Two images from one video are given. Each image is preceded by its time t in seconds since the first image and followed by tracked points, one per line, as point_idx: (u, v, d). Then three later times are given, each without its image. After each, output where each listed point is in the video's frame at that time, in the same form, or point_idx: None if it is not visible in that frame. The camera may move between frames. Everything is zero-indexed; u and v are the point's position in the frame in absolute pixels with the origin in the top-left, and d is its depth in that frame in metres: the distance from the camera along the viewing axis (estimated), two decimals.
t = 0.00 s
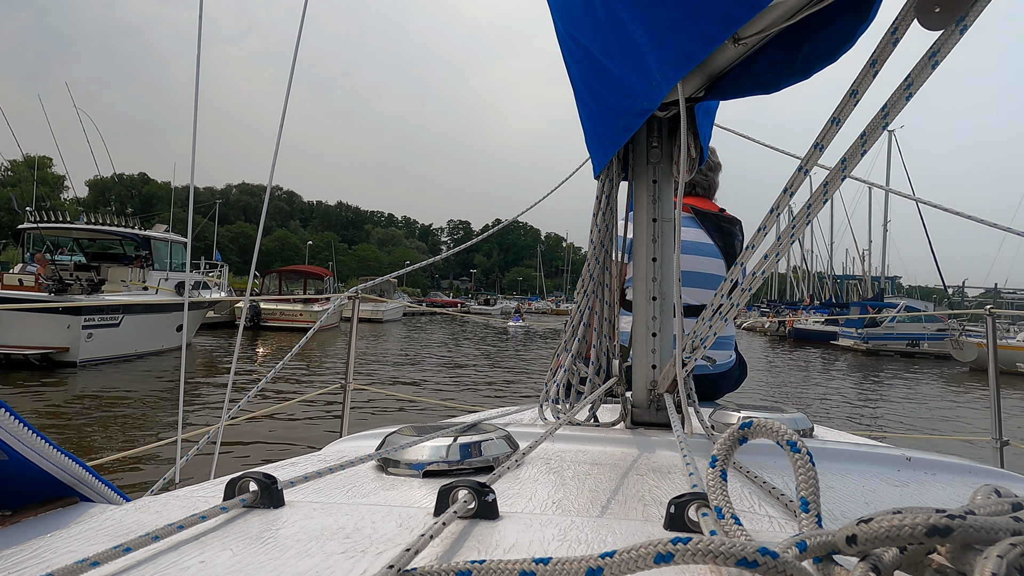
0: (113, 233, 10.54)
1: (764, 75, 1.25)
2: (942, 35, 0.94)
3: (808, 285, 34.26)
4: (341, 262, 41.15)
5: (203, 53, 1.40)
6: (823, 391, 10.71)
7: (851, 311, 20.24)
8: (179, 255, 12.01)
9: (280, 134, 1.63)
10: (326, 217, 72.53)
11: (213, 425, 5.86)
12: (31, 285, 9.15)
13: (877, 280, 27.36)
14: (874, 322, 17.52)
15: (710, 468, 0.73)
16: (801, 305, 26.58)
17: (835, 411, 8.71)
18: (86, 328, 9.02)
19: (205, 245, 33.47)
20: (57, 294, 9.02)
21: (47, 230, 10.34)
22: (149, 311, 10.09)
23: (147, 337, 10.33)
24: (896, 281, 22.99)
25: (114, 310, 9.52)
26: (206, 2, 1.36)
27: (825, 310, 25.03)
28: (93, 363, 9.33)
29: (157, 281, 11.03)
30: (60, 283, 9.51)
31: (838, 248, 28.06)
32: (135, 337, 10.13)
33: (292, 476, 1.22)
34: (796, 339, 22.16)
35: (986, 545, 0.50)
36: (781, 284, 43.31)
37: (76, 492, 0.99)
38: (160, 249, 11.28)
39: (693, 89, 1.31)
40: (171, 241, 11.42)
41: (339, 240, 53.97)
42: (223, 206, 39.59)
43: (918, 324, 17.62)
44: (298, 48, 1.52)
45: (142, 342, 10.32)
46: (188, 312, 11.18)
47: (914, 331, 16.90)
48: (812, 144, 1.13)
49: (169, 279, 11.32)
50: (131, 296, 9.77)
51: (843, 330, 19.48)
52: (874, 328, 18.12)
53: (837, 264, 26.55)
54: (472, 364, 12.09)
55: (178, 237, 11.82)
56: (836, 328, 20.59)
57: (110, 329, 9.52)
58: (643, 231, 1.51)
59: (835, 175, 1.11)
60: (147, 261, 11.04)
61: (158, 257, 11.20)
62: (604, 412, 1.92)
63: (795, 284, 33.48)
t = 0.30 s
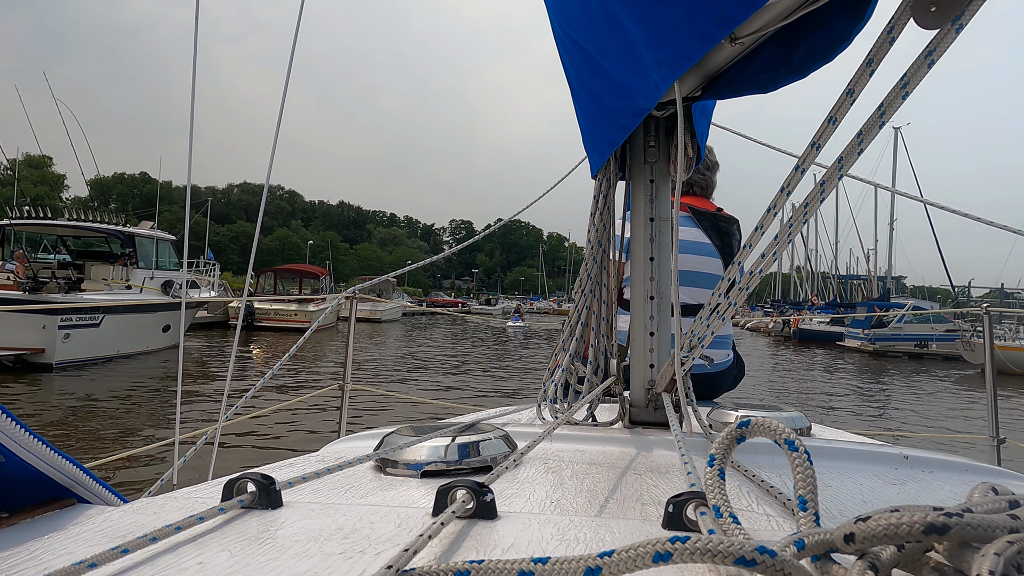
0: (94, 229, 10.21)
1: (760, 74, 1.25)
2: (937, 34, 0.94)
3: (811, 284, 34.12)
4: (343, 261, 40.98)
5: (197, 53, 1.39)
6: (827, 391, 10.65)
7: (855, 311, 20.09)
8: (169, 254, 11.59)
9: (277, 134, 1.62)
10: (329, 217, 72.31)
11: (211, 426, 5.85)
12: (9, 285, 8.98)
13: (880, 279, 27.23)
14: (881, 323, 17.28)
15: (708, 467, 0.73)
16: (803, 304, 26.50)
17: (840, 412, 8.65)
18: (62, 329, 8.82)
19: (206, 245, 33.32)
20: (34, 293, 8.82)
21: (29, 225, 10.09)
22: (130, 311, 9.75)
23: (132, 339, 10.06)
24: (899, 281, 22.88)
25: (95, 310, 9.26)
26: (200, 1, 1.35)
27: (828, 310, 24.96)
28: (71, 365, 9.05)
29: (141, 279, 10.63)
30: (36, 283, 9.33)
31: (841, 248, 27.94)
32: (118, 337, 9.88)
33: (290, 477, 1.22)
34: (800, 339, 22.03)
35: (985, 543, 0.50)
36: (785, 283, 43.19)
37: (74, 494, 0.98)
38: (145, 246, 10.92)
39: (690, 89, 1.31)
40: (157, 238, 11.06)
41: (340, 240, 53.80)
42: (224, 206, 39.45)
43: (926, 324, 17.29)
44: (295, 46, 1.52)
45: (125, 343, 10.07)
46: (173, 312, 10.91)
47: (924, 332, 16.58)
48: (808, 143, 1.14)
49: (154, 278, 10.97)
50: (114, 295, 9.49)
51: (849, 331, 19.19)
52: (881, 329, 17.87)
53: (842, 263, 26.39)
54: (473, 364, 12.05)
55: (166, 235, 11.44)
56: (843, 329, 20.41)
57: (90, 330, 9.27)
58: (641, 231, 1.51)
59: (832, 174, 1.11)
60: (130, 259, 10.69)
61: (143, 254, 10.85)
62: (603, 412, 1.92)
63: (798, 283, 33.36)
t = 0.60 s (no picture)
0: (76, 225, 9.94)
1: (757, 73, 1.26)
2: (933, 32, 0.95)
3: (813, 283, 34.00)
4: (344, 261, 40.80)
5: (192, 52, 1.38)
6: (832, 391, 10.54)
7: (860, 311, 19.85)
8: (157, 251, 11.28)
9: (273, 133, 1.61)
10: (330, 216, 72.21)
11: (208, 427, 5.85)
12: None
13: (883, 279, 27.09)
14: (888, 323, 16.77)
15: (706, 466, 0.73)
16: (804, 304, 26.40)
17: (843, 412, 8.60)
18: (37, 330, 8.47)
19: (206, 244, 33.22)
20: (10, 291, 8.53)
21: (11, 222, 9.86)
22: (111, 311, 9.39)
23: (113, 340, 9.75)
24: (904, 280, 22.69)
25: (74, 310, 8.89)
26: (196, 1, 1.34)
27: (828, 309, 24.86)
28: (47, 367, 8.78)
29: (125, 278, 10.30)
30: (10, 281, 9.23)
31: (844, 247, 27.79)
32: (99, 338, 9.54)
33: (289, 477, 1.22)
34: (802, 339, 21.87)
35: (981, 539, 0.50)
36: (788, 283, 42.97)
37: (72, 496, 0.98)
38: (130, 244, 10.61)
39: (687, 88, 1.31)
40: (143, 235, 10.77)
41: (341, 240, 53.56)
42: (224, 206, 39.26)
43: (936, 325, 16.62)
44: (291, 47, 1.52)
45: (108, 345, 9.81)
46: (160, 312, 10.61)
47: (932, 333, 16.00)
48: (805, 141, 1.14)
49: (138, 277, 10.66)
50: (93, 293, 9.17)
51: (855, 332, 18.82)
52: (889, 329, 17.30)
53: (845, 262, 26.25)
54: (473, 365, 12.01)
55: (152, 231, 11.13)
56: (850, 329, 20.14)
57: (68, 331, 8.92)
58: (638, 230, 1.51)
59: (828, 172, 1.12)
60: (114, 257, 10.40)
61: (127, 252, 10.53)
62: (601, 411, 1.92)
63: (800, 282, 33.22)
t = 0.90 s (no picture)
0: (56, 221, 9.77)
1: (753, 72, 1.26)
2: (929, 31, 0.95)
3: (817, 282, 33.89)
4: (345, 261, 40.59)
5: (187, 54, 1.37)
6: (838, 392, 10.40)
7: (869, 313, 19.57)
8: (140, 249, 11.14)
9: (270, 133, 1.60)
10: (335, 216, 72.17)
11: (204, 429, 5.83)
12: None
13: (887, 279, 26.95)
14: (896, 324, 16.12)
15: (705, 465, 0.73)
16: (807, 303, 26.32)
17: (847, 413, 8.53)
18: (12, 331, 8.22)
19: (208, 244, 33.19)
20: None
21: None
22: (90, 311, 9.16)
23: (94, 342, 9.57)
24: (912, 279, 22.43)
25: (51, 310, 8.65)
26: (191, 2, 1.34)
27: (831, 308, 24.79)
28: (22, 369, 8.53)
29: (108, 276, 10.27)
30: None
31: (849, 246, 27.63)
32: (79, 339, 9.33)
33: (288, 479, 1.22)
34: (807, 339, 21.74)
35: (978, 538, 0.51)
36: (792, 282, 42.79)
37: (70, 498, 0.98)
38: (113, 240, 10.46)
39: (684, 88, 1.31)
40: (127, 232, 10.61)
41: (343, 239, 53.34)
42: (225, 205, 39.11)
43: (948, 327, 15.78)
44: (287, 47, 1.52)
45: (89, 346, 9.57)
46: (145, 312, 10.37)
47: (942, 333, 15.36)
48: (802, 140, 1.14)
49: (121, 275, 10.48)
50: (72, 292, 8.94)
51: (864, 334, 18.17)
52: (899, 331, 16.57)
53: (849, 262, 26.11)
54: (475, 366, 11.93)
55: (136, 228, 10.99)
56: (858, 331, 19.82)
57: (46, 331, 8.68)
58: (635, 230, 1.51)
59: (825, 171, 1.12)
60: (96, 254, 10.24)
61: (110, 249, 10.38)
62: (600, 410, 1.92)
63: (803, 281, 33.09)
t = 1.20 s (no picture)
0: (35, 217, 9.56)
1: (750, 72, 1.26)
2: (926, 31, 0.95)
3: (821, 282, 33.76)
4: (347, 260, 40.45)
5: (184, 53, 1.36)
6: (846, 394, 10.29)
7: (877, 312, 19.37)
8: (127, 247, 10.87)
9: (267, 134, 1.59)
10: (337, 216, 72.10)
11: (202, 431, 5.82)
12: None
13: (892, 278, 26.81)
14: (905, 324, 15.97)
15: (703, 465, 0.73)
16: (811, 302, 26.21)
17: (853, 415, 8.47)
18: None
19: (210, 244, 33.14)
20: None
21: None
22: (69, 310, 8.94)
23: (75, 343, 9.41)
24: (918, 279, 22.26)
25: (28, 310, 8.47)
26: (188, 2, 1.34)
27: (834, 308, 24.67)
28: None
29: (88, 274, 9.97)
30: None
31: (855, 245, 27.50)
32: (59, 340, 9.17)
33: (286, 480, 1.22)
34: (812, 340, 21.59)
35: (978, 536, 0.51)
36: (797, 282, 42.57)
37: (67, 500, 0.97)
38: (94, 238, 10.20)
39: (681, 88, 1.32)
40: (109, 228, 10.36)
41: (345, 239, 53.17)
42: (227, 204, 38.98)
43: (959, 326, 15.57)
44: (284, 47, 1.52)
45: (69, 347, 9.40)
46: (128, 312, 10.19)
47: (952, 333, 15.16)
48: (799, 140, 1.14)
49: (105, 273, 10.23)
50: (49, 291, 8.85)
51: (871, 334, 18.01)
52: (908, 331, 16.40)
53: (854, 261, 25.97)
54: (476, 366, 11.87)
55: (122, 226, 10.74)
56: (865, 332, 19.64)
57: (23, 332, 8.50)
58: (633, 230, 1.51)
59: (822, 171, 1.12)
60: (78, 251, 10.00)
61: (91, 247, 10.13)
62: (598, 410, 1.92)
63: (808, 281, 32.98)
